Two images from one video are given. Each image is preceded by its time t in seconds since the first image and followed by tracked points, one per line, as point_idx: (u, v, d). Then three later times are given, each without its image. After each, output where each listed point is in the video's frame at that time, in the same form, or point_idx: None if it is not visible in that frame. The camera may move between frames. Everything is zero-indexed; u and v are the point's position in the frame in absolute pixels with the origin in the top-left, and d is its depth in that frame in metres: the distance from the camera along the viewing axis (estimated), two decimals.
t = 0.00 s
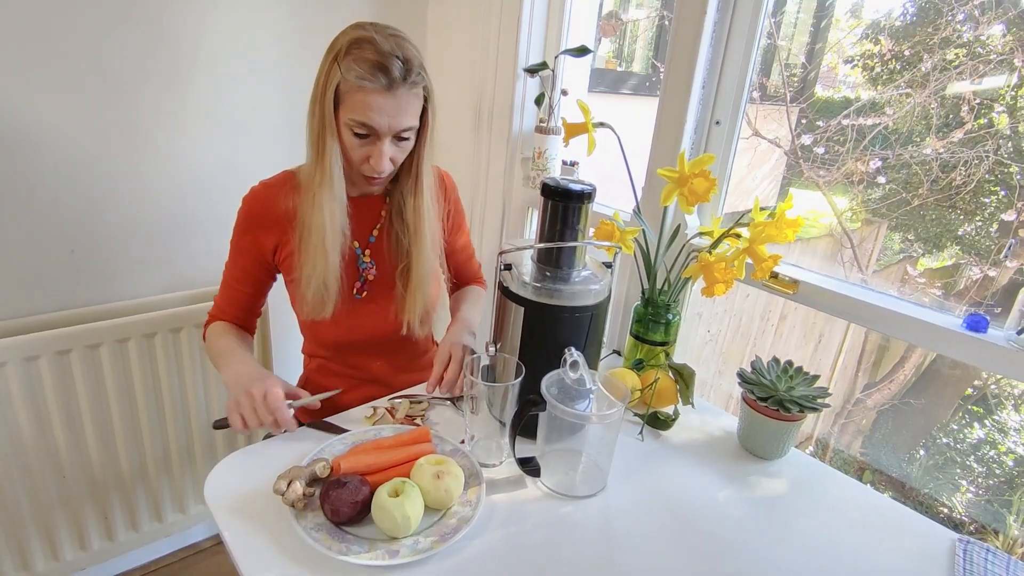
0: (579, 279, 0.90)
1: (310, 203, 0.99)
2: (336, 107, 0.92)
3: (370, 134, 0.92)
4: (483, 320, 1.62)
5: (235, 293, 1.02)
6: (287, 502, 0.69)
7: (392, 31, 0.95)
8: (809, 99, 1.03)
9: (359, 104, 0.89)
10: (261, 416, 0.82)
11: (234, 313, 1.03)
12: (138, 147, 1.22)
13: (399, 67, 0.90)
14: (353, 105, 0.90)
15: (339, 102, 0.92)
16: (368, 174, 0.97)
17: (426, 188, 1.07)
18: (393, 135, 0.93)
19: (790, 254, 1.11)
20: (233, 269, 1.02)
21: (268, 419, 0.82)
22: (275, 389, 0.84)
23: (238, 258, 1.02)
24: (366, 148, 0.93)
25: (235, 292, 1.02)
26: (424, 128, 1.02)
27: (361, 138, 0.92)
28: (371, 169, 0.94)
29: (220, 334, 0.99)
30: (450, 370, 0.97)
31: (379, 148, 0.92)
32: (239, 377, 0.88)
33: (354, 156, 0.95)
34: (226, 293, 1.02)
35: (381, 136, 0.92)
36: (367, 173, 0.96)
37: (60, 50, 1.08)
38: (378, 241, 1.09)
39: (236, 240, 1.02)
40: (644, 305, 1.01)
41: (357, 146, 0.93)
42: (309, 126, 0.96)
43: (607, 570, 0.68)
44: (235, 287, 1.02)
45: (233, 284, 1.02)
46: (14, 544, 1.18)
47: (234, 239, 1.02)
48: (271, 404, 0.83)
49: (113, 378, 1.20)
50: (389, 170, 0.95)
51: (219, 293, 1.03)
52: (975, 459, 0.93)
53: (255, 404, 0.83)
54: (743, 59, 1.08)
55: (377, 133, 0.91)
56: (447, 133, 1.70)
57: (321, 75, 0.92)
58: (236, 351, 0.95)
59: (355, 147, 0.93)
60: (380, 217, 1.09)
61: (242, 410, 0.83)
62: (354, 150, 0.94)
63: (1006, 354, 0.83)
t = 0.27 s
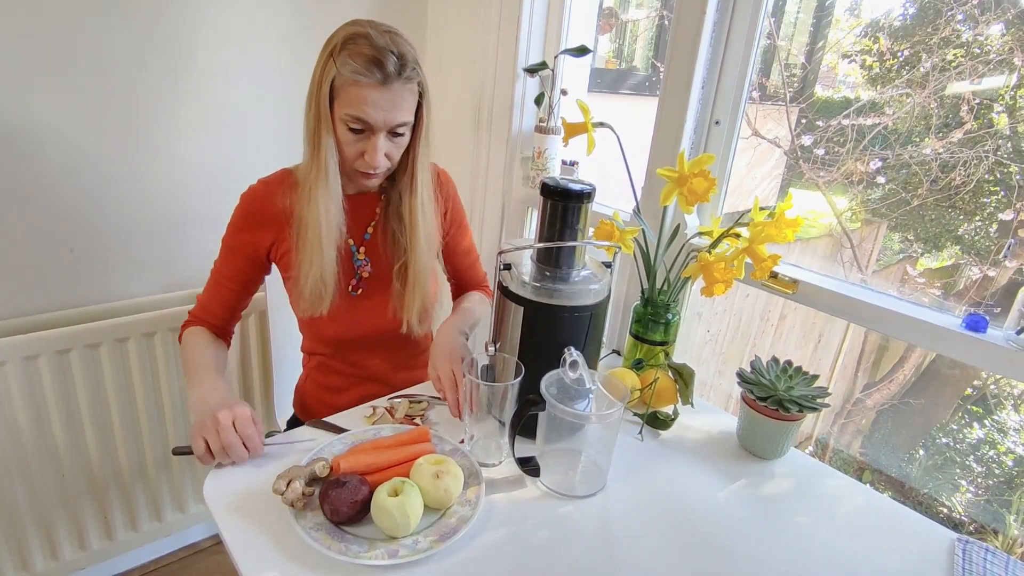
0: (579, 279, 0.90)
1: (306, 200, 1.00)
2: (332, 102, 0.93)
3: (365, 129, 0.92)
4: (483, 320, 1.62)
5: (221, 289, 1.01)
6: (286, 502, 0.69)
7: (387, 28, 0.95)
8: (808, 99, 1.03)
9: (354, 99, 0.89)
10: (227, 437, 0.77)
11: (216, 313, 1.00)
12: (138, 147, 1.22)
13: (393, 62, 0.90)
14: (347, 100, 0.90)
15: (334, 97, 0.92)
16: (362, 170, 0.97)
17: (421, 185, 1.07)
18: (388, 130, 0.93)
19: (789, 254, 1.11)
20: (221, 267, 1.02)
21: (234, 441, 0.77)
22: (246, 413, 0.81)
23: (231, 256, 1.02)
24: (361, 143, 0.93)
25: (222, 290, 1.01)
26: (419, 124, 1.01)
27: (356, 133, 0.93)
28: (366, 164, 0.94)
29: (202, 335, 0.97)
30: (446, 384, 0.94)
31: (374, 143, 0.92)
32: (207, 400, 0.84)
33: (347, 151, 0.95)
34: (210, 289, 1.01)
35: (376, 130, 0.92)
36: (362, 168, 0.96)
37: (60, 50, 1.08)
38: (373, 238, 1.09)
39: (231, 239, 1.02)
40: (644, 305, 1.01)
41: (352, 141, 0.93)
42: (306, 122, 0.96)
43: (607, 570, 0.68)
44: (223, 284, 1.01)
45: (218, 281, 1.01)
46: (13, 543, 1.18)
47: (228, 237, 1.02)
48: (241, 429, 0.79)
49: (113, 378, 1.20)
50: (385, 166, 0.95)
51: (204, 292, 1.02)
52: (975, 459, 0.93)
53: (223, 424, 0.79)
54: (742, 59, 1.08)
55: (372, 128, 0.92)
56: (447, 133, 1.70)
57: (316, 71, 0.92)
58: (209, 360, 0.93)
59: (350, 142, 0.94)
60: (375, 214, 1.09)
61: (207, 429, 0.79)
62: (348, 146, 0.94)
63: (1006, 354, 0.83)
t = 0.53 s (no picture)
0: (579, 279, 0.90)
1: (299, 203, 1.00)
2: (327, 105, 0.92)
3: (364, 133, 0.92)
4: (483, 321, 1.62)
5: (218, 298, 1.01)
6: (286, 502, 0.69)
7: (380, 29, 0.95)
8: (808, 99, 1.03)
9: (352, 102, 0.89)
10: (229, 447, 0.76)
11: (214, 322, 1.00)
12: (138, 147, 1.22)
13: (389, 63, 0.90)
14: (344, 104, 0.90)
15: (331, 101, 0.91)
16: (360, 173, 0.97)
17: (416, 185, 1.06)
18: (385, 133, 0.93)
19: (789, 254, 1.11)
20: (216, 273, 1.02)
21: (236, 451, 0.76)
22: (252, 425, 0.80)
23: (225, 262, 1.02)
24: (359, 146, 0.93)
25: (218, 298, 1.01)
26: (413, 125, 1.01)
27: (353, 137, 0.92)
28: (365, 167, 0.94)
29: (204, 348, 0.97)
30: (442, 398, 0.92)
31: (372, 147, 0.92)
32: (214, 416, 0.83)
33: (345, 154, 0.94)
34: (208, 299, 1.01)
35: (374, 134, 0.92)
36: (360, 171, 0.96)
37: (60, 50, 1.08)
38: (366, 239, 1.09)
39: (225, 244, 1.02)
40: (644, 305, 1.01)
41: (350, 145, 0.93)
42: (300, 125, 0.96)
43: (607, 571, 0.68)
44: (218, 292, 1.01)
45: (214, 288, 1.01)
46: (13, 543, 1.18)
47: (222, 243, 1.02)
48: (245, 442, 0.78)
49: (113, 378, 1.20)
50: (383, 168, 0.95)
51: (200, 302, 1.02)
52: (975, 459, 0.93)
53: (225, 436, 0.78)
54: (742, 60, 1.08)
55: (370, 132, 0.92)
56: (447, 133, 1.69)
57: (310, 74, 0.92)
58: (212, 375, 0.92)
59: (348, 146, 0.93)
60: (367, 215, 1.09)
61: (211, 443, 0.78)
62: (346, 149, 0.94)
63: (1005, 354, 0.83)
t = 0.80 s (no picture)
0: (579, 280, 0.90)
1: (294, 207, 1.00)
2: (321, 113, 0.93)
3: (357, 141, 0.92)
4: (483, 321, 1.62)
5: (218, 298, 1.02)
6: (286, 502, 0.69)
7: (374, 34, 0.95)
8: (809, 99, 1.03)
9: (344, 110, 0.89)
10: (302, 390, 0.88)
11: (218, 319, 1.03)
12: (138, 147, 1.22)
13: (382, 71, 0.90)
14: (337, 112, 0.90)
15: (324, 108, 0.92)
16: (355, 178, 0.97)
17: (410, 189, 1.07)
18: (379, 140, 0.93)
19: (789, 254, 1.11)
20: (216, 274, 1.02)
21: (308, 395, 0.88)
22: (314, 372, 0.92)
23: (225, 263, 1.02)
24: (352, 153, 0.93)
25: (218, 298, 1.02)
26: (410, 128, 1.01)
27: (346, 145, 0.93)
28: (359, 174, 0.95)
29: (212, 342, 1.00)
30: (429, 386, 0.96)
31: (365, 154, 0.93)
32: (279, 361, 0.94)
33: (339, 161, 0.95)
34: (209, 299, 1.02)
35: (367, 141, 0.92)
36: (355, 177, 0.96)
37: (60, 50, 1.08)
38: (364, 241, 1.09)
39: (224, 245, 1.02)
40: (644, 305, 1.01)
41: (343, 152, 0.93)
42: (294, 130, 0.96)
43: (608, 571, 0.68)
44: (218, 292, 1.02)
45: (214, 288, 1.02)
46: (13, 543, 1.18)
47: (221, 245, 1.02)
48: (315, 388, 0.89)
49: (113, 378, 1.20)
50: (377, 174, 0.96)
51: (202, 301, 1.03)
52: (975, 459, 0.93)
53: (295, 380, 0.89)
54: (742, 60, 1.08)
55: (363, 140, 0.92)
56: (446, 133, 1.69)
57: (304, 81, 0.92)
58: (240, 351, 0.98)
59: (341, 154, 0.94)
60: (365, 217, 1.09)
61: (280, 386, 0.89)
62: (339, 156, 0.94)
63: (1004, 354, 0.83)
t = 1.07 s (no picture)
0: (579, 280, 0.90)
1: (296, 206, 0.99)
2: (324, 113, 0.92)
3: (360, 141, 0.92)
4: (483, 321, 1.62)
5: (221, 296, 1.02)
6: (287, 502, 0.69)
7: (377, 34, 0.95)
8: (809, 99, 1.03)
9: (347, 111, 0.89)
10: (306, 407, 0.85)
11: (222, 316, 1.02)
12: (138, 146, 1.21)
13: (385, 72, 0.90)
14: (340, 113, 0.90)
15: (327, 109, 0.92)
16: (358, 178, 0.97)
17: (412, 188, 1.06)
18: (384, 140, 0.93)
19: (790, 254, 1.11)
20: (220, 271, 1.02)
21: (311, 412, 0.85)
22: (323, 389, 0.89)
23: (229, 260, 1.02)
24: (356, 153, 0.93)
25: (221, 295, 1.02)
26: (413, 128, 1.01)
27: (351, 144, 0.93)
28: (363, 173, 0.95)
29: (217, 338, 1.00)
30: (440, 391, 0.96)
31: (369, 153, 0.93)
32: (287, 371, 0.92)
33: (342, 160, 0.95)
34: (213, 296, 1.02)
35: (371, 141, 0.92)
36: (359, 176, 0.96)
37: (60, 50, 1.08)
38: (368, 240, 1.09)
39: (229, 243, 1.02)
40: (644, 305, 1.01)
41: (347, 152, 0.93)
42: (297, 130, 0.97)
43: (608, 571, 0.68)
44: (221, 289, 1.02)
45: (218, 285, 1.02)
46: (14, 543, 1.18)
47: (226, 242, 1.02)
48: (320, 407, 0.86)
49: (113, 378, 1.20)
50: (381, 173, 0.96)
51: (206, 298, 1.03)
52: (976, 459, 0.93)
53: (300, 393, 0.87)
54: (742, 60, 1.08)
55: (366, 140, 0.92)
56: (447, 133, 1.69)
57: (308, 82, 0.92)
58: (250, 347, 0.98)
59: (345, 153, 0.94)
60: (369, 216, 1.09)
61: (286, 396, 0.87)
62: (343, 156, 0.94)
63: (1005, 354, 0.83)
